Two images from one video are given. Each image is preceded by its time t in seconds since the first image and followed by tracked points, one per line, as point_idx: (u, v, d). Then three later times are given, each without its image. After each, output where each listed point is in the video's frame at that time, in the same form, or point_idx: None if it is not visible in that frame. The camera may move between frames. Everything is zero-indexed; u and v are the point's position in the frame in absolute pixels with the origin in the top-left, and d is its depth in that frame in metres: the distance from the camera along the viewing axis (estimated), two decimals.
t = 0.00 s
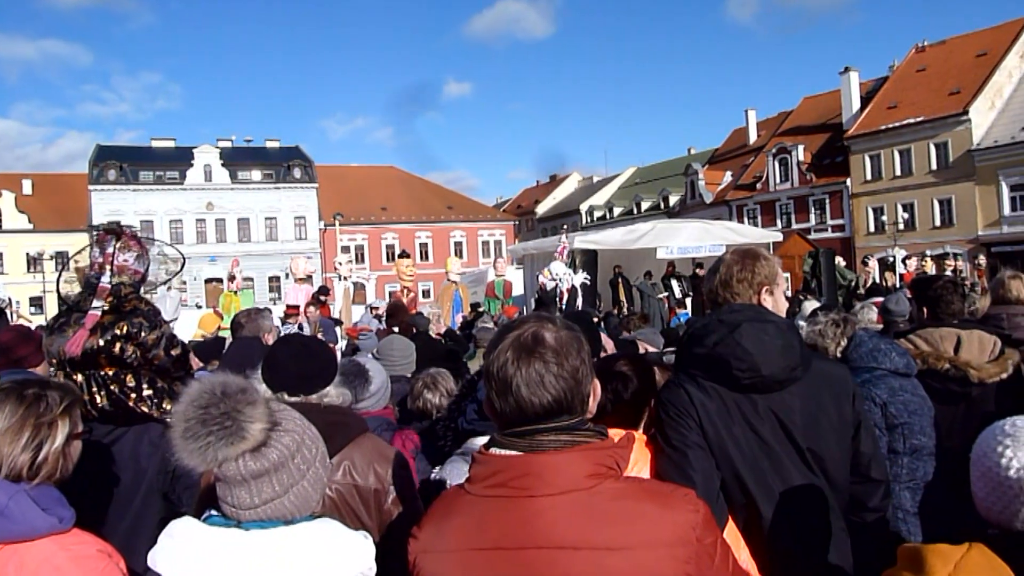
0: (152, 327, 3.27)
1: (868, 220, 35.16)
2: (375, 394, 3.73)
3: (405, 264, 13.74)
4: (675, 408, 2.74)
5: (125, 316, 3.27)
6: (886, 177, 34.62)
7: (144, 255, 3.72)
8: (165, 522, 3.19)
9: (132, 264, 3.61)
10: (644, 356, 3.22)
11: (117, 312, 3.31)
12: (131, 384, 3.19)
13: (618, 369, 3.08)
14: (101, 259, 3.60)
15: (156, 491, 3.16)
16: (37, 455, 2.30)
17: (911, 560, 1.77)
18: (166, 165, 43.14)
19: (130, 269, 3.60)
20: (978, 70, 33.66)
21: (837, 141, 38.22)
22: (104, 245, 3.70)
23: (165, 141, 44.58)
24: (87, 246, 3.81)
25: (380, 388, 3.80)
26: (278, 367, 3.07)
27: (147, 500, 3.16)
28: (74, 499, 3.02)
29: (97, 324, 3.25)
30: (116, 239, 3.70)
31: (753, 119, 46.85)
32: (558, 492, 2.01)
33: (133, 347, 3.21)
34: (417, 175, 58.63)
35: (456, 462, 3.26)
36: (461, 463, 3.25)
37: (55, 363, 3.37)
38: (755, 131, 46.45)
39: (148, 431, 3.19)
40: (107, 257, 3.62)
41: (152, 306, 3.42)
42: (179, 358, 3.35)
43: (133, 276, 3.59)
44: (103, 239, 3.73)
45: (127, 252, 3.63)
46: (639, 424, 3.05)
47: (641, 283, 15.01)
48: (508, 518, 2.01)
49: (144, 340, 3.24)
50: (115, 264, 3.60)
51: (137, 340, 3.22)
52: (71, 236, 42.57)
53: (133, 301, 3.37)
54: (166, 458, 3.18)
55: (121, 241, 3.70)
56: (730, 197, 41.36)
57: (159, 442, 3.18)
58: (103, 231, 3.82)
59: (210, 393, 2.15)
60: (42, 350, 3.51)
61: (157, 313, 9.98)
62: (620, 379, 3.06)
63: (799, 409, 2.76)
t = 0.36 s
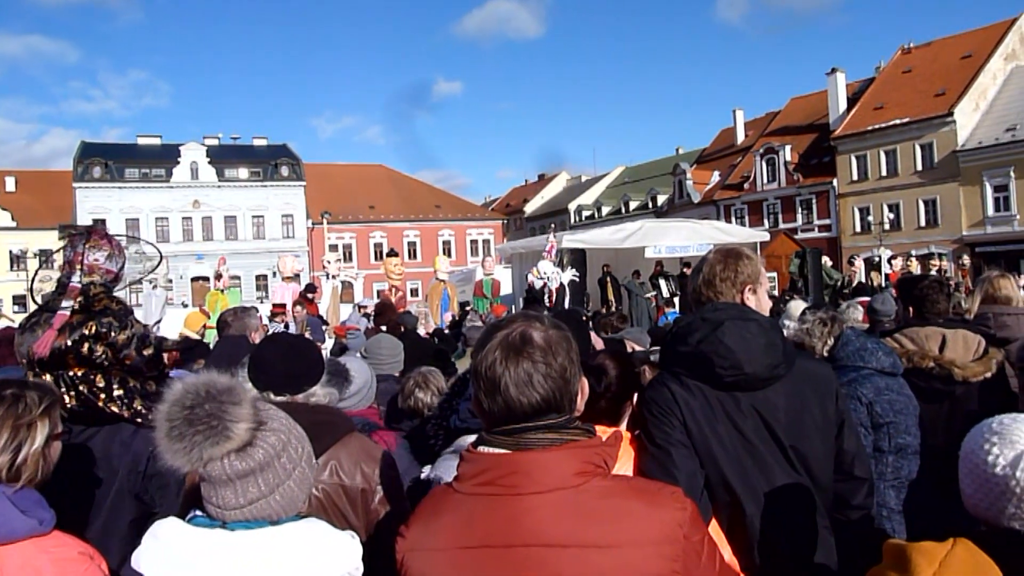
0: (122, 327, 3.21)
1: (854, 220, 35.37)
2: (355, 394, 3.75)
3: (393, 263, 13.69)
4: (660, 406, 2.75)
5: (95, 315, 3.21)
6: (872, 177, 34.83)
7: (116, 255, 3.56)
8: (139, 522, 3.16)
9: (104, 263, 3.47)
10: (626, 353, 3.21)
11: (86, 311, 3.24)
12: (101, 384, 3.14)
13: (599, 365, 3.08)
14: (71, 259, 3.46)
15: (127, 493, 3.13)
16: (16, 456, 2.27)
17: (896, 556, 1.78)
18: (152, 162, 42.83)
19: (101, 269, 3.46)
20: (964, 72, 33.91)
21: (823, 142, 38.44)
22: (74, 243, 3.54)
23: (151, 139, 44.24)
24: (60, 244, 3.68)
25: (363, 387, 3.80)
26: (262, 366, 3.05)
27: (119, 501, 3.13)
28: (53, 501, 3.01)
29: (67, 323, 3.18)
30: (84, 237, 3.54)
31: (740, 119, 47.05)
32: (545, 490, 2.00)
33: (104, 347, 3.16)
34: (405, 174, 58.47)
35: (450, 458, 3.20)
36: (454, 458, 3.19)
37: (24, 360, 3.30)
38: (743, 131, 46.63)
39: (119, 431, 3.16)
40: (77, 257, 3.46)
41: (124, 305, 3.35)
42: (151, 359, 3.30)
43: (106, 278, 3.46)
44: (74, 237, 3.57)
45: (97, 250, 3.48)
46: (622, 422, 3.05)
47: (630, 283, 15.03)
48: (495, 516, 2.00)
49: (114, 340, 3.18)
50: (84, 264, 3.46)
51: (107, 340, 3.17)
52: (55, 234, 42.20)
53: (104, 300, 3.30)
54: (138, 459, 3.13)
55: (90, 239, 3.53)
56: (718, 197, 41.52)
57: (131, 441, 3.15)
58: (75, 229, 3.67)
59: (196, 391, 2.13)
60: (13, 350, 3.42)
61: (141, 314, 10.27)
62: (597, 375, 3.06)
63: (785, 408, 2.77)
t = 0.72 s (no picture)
0: (92, 327, 3.12)
1: (841, 218, 35.57)
2: (347, 393, 3.74)
3: (382, 261, 13.65)
4: (647, 403, 2.76)
5: (63, 316, 3.12)
6: (859, 176, 35.03)
7: (87, 254, 3.50)
8: (113, 524, 3.14)
9: (75, 263, 3.42)
10: (614, 344, 3.27)
11: (55, 311, 3.16)
12: (72, 385, 3.07)
13: (584, 355, 3.14)
14: (40, 260, 3.39)
15: (100, 494, 3.10)
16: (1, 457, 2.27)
17: (879, 554, 1.79)
18: (139, 160, 42.54)
19: (72, 269, 3.41)
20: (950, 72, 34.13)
21: (811, 140, 38.63)
22: (42, 242, 3.47)
23: (137, 137, 43.93)
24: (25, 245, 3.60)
25: (354, 385, 3.80)
26: (247, 364, 3.03)
27: (92, 501, 3.10)
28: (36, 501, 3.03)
29: (36, 324, 3.11)
30: (53, 236, 3.47)
31: (729, 118, 47.22)
32: (532, 488, 2.00)
33: (74, 348, 3.07)
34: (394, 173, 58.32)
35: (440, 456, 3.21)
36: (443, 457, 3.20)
37: None
38: (731, 130, 46.78)
39: (93, 432, 3.11)
40: (47, 258, 3.40)
41: (94, 306, 3.28)
42: (124, 358, 3.20)
43: (76, 278, 3.41)
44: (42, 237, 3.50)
45: (67, 250, 3.42)
46: (606, 412, 3.10)
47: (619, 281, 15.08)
48: (484, 514, 2.00)
49: (84, 341, 3.09)
50: (54, 264, 3.40)
51: (77, 341, 3.08)
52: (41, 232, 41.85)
53: (74, 300, 3.23)
54: (109, 460, 3.08)
55: (58, 239, 3.46)
56: (706, 195, 41.65)
57: (104, 442, 3.11)
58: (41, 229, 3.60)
59: (181, 391, 2.11)
60: None
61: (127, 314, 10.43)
62: (583, 365, 3.12)
63: (774, 406, 2.78)
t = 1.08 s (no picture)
0: (70, 330, 3.07)
1: (829, 219, 35.78)
2: (346, 391, 3.64)
3: (370, 261, 13.62)
4: (642, 400, 2.77)
5: (40, 318, 3.09)
6: (846, 177, 35.23)
7: (64, 256, 3.41)
8: (89, 529, 3.09)
9: (51, 264, 3.34)
10: (604, 340, 3.31)
11: (32, 313, 3.12)
12: (49, 387, 3.03)
13: (570, 348, 3.20)
14: (17, 261, 3.33)
15: (78, 496, 3.07)
16: None
17: (863, 550, 1.81)
18: (126, 158, 42.27)
19: (50, 270, 3.33)
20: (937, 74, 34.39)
21: (799, 141, 38.83)
22: (19, 242, 3.41)
23: (124, 134, 43.65)
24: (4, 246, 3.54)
25: (351, 384, 3.71)
26: (229, 366, 3.03)
27: (69, 504, 3.07)
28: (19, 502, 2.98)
29: (12, 326, 3.07)
30: (30, 237, 3.41)
31: (717, 118, 47.41)
32: (526, 486, 2.01)
33: (51, 351, 3.03)
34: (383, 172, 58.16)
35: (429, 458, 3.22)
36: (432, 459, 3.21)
37: None
38: (720, 131, 46.96)
39: (70, 435, 3.05)
40: (23, 260, 3.33)
41: (73, 308, 3.23)
42: (103, 361, 3.13)
43: (54, 279, 3.31)
44: (19, 236, 3.44)
45: (43, 252, 3.35)
46: (591, 406, 3.16)
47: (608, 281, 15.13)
48: (476, 513, 2.01)
49: (62, 343, 3.04)
50: (30, 266, 3.32)
51: (54, 343, 3.03)
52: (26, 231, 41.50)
53: (52, 303, 3.18)
54: (87, 462, 3.04)
55: (35, 240, 3.40)
56: (695, 196, 41.82)
57: (82, 445, 3.05)
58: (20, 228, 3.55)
59: (171, 390, 2.11)
60: None
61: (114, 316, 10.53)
62: (569, 358, 3.18)
63: (767, 406, 2.81)
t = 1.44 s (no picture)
0: (51, 335, 2.93)
1: (816, 224, 36.01)
2: (335, 395, 3.63)
3: (359, 264, 13.58)
4: (629, 406, 2.78)
5: (21, 323, 2.93)
6: (833, 182, 35.45)
7: (45, 259, 3.24)
8: (68, 535, 3.10)
9: (32, 268, 3.17)
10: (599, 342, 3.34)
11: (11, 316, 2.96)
12: (30, 393, 2.89)
13: (566, 351, 3.22)
14: None
15: (58, 503, 3.08)
16: None
17: (849, 549, 1.83)
18: (112, 160, 42.05)
19: (30, 274, 3.15)
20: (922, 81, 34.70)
21: (786, 147, 39.06)
22: None
23: (111, 136, 43.40)
24: None
25: (341, 389, 3.68)
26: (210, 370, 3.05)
27: (49, 508, 3.08)
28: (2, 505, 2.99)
29: None
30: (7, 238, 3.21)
31: (706, 123, 47.63)
32: (513, 488, 2.01)
33: (32, 356, 2.87)
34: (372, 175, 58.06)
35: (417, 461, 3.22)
36: (421, 463, 3.21)
37: None
38: (708, 136, 47.18)
39: (50, 440, 3.03)
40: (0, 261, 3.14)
41: (56, 312, 3.08)
42: (85, 367, 3.00)
43: (35, 283, 3.14)
44: None
45: (22, 254, 3.17)
46: (584, 410, 3.17)
47: (597, 285, 15.16)
48: (465, 516, 2.01)
49: (44, 349, 2.89)
50: (8, 269, 3.14)
51: (35, 349, 2.88)
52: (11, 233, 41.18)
53: (34, 307, 3.02)
54: (67, 468, 3.05)
55: (14, 243, 3.21)
56: (683, 200, 41.98)
57: (62, 450, 3.05)
58: None
59: (160, 394, 2.10)
60: None
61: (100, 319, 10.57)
62: (563, 361, 3.21)
63: (754, 410, 2.83)
